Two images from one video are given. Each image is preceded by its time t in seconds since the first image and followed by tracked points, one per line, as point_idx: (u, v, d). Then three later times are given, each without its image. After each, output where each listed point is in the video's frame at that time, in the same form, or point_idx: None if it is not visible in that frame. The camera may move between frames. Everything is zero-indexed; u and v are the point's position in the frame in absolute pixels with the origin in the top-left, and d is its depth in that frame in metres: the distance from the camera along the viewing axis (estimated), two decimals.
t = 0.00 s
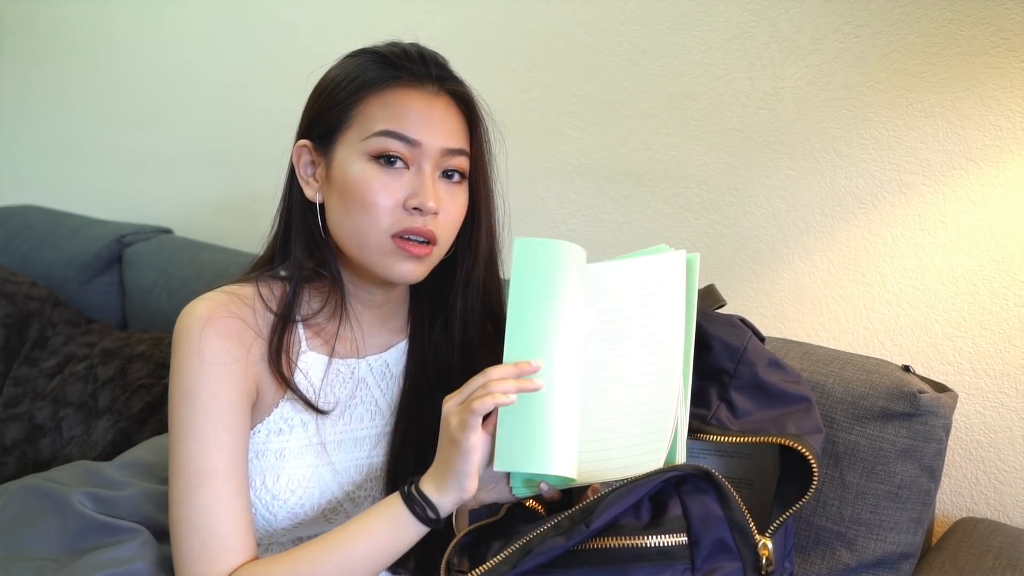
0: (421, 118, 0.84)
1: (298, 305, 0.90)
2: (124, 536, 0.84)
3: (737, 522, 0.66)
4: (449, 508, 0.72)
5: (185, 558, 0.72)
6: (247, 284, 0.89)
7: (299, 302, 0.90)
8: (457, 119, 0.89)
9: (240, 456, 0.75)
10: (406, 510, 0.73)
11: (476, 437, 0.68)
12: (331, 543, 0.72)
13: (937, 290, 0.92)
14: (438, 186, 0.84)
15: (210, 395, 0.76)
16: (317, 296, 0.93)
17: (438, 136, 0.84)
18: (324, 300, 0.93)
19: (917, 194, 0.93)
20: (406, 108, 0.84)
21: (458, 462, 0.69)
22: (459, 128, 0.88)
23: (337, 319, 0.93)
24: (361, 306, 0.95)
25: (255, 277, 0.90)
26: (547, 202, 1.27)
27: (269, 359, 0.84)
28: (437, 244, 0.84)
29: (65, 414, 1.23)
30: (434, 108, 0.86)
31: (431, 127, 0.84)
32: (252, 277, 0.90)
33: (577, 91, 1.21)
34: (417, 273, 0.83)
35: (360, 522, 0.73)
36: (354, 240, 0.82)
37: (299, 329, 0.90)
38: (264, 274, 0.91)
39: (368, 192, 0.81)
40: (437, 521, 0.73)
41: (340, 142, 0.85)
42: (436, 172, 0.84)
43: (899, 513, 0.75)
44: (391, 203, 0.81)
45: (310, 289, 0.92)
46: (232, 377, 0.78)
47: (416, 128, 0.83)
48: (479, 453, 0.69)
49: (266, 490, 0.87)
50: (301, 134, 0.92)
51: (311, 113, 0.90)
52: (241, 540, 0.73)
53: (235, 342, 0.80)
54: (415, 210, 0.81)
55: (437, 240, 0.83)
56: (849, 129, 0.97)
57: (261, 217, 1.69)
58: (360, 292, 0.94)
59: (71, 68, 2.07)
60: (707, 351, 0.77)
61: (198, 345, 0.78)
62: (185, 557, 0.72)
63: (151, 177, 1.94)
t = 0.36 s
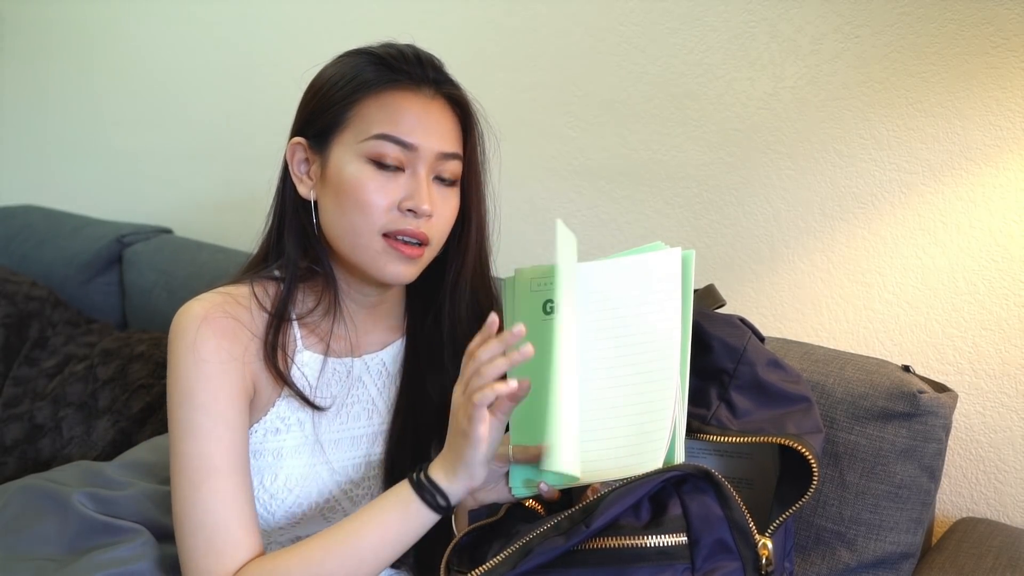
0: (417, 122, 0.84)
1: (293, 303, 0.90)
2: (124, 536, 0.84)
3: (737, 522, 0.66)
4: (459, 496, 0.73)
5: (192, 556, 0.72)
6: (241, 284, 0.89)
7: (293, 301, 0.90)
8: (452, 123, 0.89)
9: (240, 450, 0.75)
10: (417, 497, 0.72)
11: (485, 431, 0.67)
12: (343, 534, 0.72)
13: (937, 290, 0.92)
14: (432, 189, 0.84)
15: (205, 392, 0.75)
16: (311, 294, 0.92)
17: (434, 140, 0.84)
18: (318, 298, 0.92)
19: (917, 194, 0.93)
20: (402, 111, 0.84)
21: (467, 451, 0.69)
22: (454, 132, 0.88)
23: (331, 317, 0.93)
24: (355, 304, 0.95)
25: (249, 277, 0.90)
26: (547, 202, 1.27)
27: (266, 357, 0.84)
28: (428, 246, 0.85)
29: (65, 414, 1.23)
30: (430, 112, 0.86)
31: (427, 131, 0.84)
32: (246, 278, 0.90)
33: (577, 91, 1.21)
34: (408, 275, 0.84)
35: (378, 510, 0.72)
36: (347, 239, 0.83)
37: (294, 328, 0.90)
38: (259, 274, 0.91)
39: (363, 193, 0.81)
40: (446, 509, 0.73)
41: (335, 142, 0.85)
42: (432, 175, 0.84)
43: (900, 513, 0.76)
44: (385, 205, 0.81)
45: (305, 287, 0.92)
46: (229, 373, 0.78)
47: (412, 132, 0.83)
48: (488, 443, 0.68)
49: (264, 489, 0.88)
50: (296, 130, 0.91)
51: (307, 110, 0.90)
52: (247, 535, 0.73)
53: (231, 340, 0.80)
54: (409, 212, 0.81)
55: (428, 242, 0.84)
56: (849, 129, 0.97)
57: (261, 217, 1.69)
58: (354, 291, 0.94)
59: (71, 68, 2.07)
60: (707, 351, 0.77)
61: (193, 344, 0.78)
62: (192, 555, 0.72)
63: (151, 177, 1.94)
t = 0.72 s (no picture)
0: (437, 129, 0.84)
1: (296, 303, 0.91)
2: (124, 536, 0.84)
3: (737, 522, 0.66)
4: (479, 467, 0.73)
5: (211, 549, 0.72)
6: (242, 284, 0.89)
7: (296, 300, 0.91)
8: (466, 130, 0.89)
9: (250, 442, 0.76)
10: (436, 470, 0.73)
11: (497, 387, 0.70)
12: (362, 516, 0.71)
13: (937, 290, 0.93)
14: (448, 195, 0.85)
15: (211, 387, 0.76)
16: (314, 294, 0.93)
17: (452, 147, 0.85)
18: (321, 297, 0.93)
19: (917, 194, 0.93)
20: (423, 117, 0.84)
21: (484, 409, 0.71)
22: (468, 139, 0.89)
23: (334, 317, 0.93)
24: (358, 304, 0.96)
25: (250, 278, 0.90)
26: (547, 202, 1.27)
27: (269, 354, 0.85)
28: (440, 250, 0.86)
29: (65, 414, 1.23)
30: (448, 119, 0.86)
31: (446, 138, 0.84)
32: (247, 278, 0.90)
33: (577, 91, 1.21)
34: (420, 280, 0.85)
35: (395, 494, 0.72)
36: (364, 242, 0.83)
37: (296, 328, 0.91)
38: (261, 275, 0.91)
39: (384, 198, 0.81)
40: (469, 482, 0.73)
41: (352, 144, 0.85)
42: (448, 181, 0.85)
43: (899, 513, 0.76)
44: (406, 210, 0.81)
45: (307, 287, 0.93)
46: (234, 367, 0.78)
47: (432, 138, 0.83)
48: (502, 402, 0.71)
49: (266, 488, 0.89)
50: (304, 129, 0.90)
51: (318, 108, 0.88)
52: (265, 524, 0.73)
53: (234, 337, 0.80)
54: (428, 218, 0.82)
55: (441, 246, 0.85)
56: (849, 129, 0.97)
57: (261, 217, 1.69)
58: (358, 291, 0.94)
59: (71, 68, 2.07)
60: (707, 351, 0.77)
61: (197, 343, 0.78)
62: (211, 549, 0.72)
63: (151, 177, 1.94)
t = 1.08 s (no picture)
0: (443, 131, 0.84)
1: (297, 303, 0.91)
2: (124, 536, 0.84)
3: (737, 522, 0.65)
4: (480, 472, 0.73)
5: (213, 549, 0.72)
6: (244, 284, 0.89)
7: (297, 301, 0.91)
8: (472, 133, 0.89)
9: (252, 441, 0.76)
10: (438, 476, 0.73)
11: (503, 390, 0.70)
12: (365, 521, 0.71)
13: (937, 290, 0.92)
14: (453, 198, 0.85)
15: (213, 389, 0.76)
16: (316, 294, 0.93)
17: (457, 150, 0.85)
18: (324, 298, 0.93)
19: (918, 194, 0.93)
20: (429, 119, 0.84)
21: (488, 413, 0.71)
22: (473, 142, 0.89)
23: (336, 317, 0.93)
24: (360, 305, 0.96)
25: (252, 278, 0.90)
26: (547, 202, 1.27)
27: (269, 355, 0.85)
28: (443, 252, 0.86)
29: (65, 414, 1.23)
30: (453, 121, 0.86)
31: (452, 141, 0.85)
32: (249, 278, 0.90)
33: (577, 91, 1.21)
34: (424, 281, 0.85)
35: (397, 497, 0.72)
36: (368, 243, 0.83)
37: (297, 328, 0.91)
38: (263, 275, 0.91)
39: (389, 200, 0.81)
40: (470, 487, 0.73)
41: (359, 145, 0.85)
42: (453, 184, 0.85)
43: (899, 513, 0.76)
44: (410, 211, 0.81)
45: (309, 288, 0.92)
46: (236, 369, 0.78)
47: (438, 141, 0.83)
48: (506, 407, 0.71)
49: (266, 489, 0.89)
50: (308, 129, 0.90)
51: (324, 108, 0.88)
52: (269, 524, 0.73)
53: (235, 338, 0.80)
54: (432, 220, 0.82)
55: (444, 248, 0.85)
56: (849, 129, 0.97)
57: (261, 217, 1.69)
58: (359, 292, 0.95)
59: (71, 68, 2.07)
60: (707, 351, 0.77)
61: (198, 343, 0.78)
62: (215, 549, 0.72)
63: (151, 177, 1.94)
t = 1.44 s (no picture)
0: (430, 130, 0.83)
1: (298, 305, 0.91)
2: (124, 536, 0.84)
3: (737, 522, 0.65)
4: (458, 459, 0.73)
5: (214, 548, 0.72)
6: (247, 285, 0.89)
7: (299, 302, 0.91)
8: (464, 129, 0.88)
9: (256, 441, 0.75)
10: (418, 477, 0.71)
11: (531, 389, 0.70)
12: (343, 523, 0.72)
13: (937, 290, 0.93)
14: (445, 198, 0.85)
15: (213, 389, 0.76)
16: (318, 296, 0.93)
17: (446, 148, 0.84)
18: (325, 300, 0.93)
19: (918, 194, 0.93)
20: (416, 120, 0.83)
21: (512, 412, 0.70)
22: (465, 139, 0.88)
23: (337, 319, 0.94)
24: (361, 307, 0.96)
25: (254, 279, 0.91)
26: (547, 201, 1.27)
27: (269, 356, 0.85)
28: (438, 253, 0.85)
29: (65, 414, 1.23)
30: (444, 119, 0.85)
31: (440, 140, 0.84)
32: (251, 279, 0.91)
33: (577, 91, 1.21)
34: (419, 283, 0.85)
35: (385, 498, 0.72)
36: (360, 246, 0.84)
37: (299, 331, 0.91)
38: (264, 277, 0.91)
39: (377, 204, 0.81)
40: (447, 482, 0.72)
41: (347, 149, 0.85)
42: (443, 183, 0.85)
43: (900, 513, 0.76)
44: (399, 215, 0.81)
45: (310, 289, 0.93)
46: (237, 368, 0.78)
47: (426, 141, 0.83)
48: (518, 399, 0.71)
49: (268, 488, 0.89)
50: (304, 132, 0.91)
51: (316, 112, 0.89)
52: (268, 525, 0.73)
53: (237, 339, 0.81)
54: (422, 222, 0.82)
55: (439, 249, 0.85)
56: (849, 129, 0.97)
57: (261, 217, 1.69)
58: (361, 293, 0.95)
59: (71, 68, 2.07)
60: (707, 351, 0.77)
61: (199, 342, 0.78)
62: (214, 548, 0.72)
63: (151, 177, 1.94)
